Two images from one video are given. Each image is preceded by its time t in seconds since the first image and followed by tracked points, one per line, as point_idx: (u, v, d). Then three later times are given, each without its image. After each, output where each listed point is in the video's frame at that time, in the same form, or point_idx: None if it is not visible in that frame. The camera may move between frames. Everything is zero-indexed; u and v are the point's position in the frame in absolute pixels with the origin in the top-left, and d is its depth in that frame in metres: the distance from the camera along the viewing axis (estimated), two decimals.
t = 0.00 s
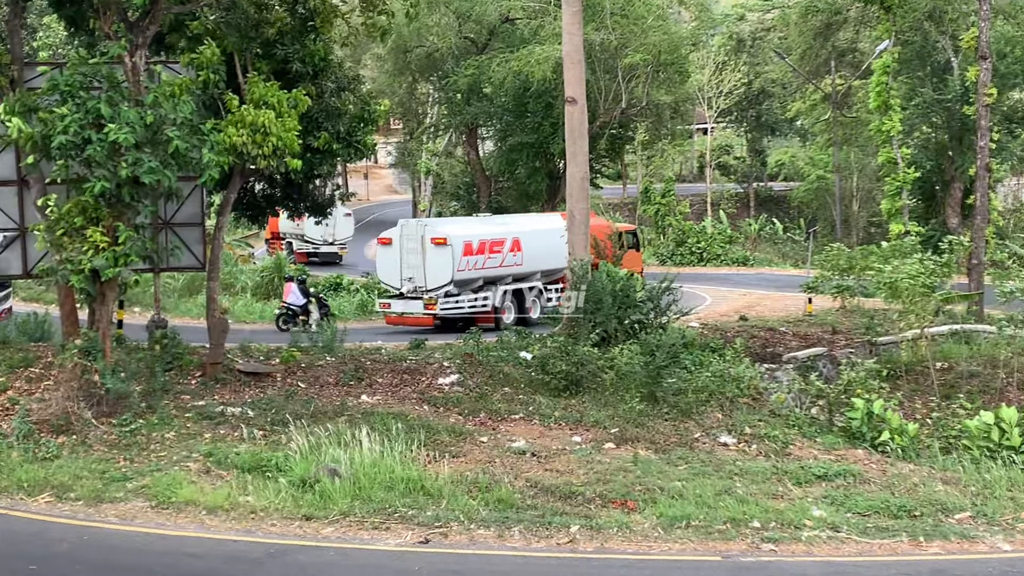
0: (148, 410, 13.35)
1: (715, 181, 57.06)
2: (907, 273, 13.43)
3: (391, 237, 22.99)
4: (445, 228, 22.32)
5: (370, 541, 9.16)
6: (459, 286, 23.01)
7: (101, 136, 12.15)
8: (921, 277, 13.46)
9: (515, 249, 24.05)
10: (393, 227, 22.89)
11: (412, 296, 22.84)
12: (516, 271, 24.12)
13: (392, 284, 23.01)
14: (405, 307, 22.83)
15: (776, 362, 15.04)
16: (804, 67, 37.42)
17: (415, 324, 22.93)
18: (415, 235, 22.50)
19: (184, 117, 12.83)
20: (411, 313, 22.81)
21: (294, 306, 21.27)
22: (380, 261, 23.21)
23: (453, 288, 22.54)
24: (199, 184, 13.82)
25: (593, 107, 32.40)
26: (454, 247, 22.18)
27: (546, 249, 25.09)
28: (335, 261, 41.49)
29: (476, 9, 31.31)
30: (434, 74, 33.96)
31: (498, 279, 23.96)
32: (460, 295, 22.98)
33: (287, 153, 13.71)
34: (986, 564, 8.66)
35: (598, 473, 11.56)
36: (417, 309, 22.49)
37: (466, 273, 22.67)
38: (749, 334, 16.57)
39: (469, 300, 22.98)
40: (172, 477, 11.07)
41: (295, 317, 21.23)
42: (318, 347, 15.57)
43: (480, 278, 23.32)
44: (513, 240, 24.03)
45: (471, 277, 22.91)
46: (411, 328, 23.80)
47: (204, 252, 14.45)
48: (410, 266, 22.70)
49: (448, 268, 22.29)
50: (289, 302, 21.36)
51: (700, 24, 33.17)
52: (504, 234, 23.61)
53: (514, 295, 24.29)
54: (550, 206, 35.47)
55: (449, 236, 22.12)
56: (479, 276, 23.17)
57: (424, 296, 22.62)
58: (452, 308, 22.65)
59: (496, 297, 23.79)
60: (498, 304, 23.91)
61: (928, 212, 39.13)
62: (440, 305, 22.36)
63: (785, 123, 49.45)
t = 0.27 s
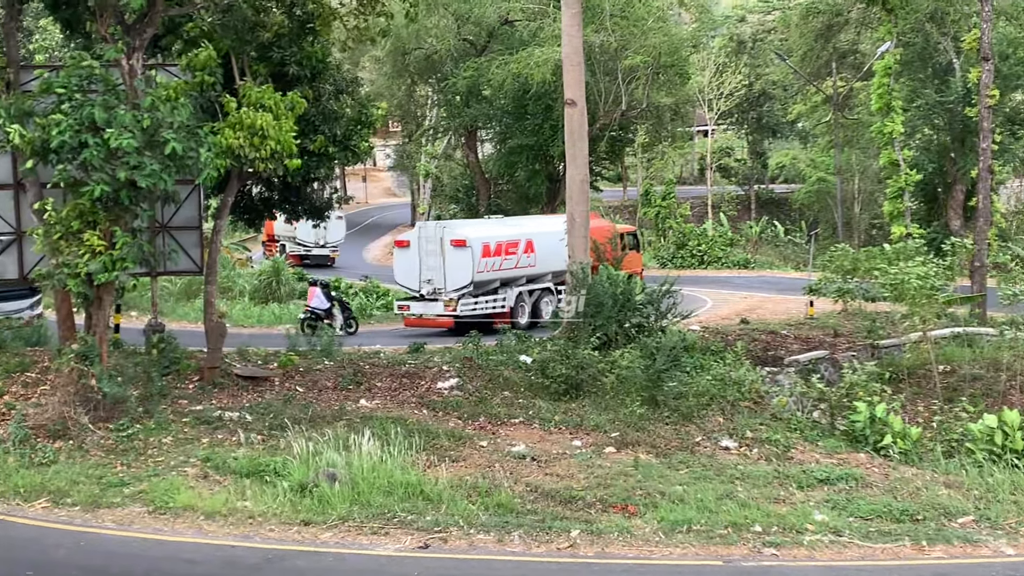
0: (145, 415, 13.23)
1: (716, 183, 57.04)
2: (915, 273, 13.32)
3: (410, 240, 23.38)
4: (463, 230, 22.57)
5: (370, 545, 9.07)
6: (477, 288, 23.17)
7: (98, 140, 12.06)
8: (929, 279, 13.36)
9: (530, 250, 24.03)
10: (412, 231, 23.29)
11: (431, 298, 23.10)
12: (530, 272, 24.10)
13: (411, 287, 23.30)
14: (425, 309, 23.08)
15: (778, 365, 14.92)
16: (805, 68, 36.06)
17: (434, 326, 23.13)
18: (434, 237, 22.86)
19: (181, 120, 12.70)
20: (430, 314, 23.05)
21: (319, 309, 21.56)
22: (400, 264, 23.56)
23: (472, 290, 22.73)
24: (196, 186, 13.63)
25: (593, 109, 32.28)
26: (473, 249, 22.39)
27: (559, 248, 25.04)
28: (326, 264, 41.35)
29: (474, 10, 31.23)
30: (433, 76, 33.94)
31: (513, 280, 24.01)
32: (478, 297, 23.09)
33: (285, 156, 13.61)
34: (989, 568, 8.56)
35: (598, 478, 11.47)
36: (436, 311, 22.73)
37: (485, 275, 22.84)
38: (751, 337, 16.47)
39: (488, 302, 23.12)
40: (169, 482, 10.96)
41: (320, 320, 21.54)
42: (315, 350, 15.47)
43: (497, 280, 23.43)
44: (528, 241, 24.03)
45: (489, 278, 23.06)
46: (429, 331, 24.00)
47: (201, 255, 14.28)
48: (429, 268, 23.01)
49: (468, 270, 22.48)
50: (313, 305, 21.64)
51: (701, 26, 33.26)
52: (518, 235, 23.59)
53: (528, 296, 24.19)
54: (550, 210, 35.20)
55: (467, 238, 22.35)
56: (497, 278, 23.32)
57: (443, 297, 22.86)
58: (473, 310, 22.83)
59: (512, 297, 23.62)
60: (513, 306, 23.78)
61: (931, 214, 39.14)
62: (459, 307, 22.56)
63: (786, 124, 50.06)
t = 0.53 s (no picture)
0: (126, 426, 12.51)
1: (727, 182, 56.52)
2: (940, 277, 12.67)
3: (423, 242, 22.71)
4: (480, 232, 21.93)
5: (361, 564, 8.40)
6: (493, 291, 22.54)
7: (76, 137, 11.41)
8: (953, 283, 12.73)
9: (544, 251, 23.35)
10: (424, 232, 22.61)
11: (446, 302, 22.43)
12: (545, 275, 23.45)
13: (424, 290, 22.63)
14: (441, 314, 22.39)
15: (791, 375, 14.21)
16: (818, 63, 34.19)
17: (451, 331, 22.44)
18: (449, 239, 22.19)
19: (163, 117, 12.08)
20: (445, 319, 22.38)
21: (336, 316, 21.05)
22: (412, 267, 22.88)
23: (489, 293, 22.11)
24: (180, 184, 13.00)
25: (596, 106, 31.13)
26: (491, 251, 21.76)
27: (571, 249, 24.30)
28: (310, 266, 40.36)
29: (473, 3, 30.63)
30: (428, 71, 33.14)
31: (528, 283, 23.32)
32: (494, 301, 22.47)
33: (273, 154, 12.93)
34: None
35: (603, 493, 10.79)
36: (453, 315, 22.06)
37: (502, 278, 22.21)
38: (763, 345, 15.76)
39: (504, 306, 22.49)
40: (151, 497, 10.26)
41: (336, 327, 21.07)
42: (305, 359, 14.71)
43: (513, 283, 22.77)
44: (541, 243, 23.28)
45: (506, 281, 22.43)
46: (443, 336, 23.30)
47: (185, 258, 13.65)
48: (443, 271, 22.36)
49: (486, 273, 21.84)
50: (329, 312, 21.13)
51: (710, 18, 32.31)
52: (534, 236, 22.92)
53: (543, 299, 23.50)
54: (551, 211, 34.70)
55: (485, 239, 21.72)
56: (513, 281, 22.68)
57: (459, 302, 22.22)
58: (490, 314, 22.24)
59: (527, 302, 22.94)
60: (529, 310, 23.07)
61: (952, 216, 38.90)
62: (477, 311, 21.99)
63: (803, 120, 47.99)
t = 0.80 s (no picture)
0: (90, 447, 11.21)
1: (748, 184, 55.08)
2: (979, 287, 11.66)
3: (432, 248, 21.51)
4: (496, 237, 20.87)
5: None
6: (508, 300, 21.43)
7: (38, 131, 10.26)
8: (994, 294, 11.70)
9: (558, 257, 22.23)
10: (435, 237, 21.41)
11: (459, 312, 21.22)
12: (560, 283, 22.34)
13: (435, 299, 21.43)
14: (455, 325, 21.19)
15: (817, 393, 13.11)
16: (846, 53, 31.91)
17: (465, 343, 21.22)
18: (463, 245, 21.04)
19: (133, 109, 10.99)
20: (460, 330, 21.11)
21: (345, 326, 19.88)
22: (421, 275, 21.65)
23: (506, 302, 21.01)
24: (149, 185, 11.98)
25: (604, 99, 29.52)
26: (508, 257, 20.70)
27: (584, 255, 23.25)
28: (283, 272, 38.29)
29: None
30: (419, 61, 32.01)
31: (542, 291, 22.15)
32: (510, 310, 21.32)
33: (251, 150, 11.84)
34: None
35: (610, 521, 9.59)
36: (469, 326, 20.90)
37: (518, 285, 21.15)
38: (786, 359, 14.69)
39: (521, 316, 21.38)
40: (119, 523, 9.02)
41: (345, 338, 19.90)
42: (286, 374, 13.54)
43: (529, 291, 21.63)
44: (557, 248, 22.20)
45: (522, 289, 21.35)
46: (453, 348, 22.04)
47: (155, 263, 12.54)
48: (456, 279, 21.22)
49: (503, 280, 20.79)
50: (337, 322, 19.95)
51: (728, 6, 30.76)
52: (549, 242, 21.86)
53: (559, 308, 22.35)
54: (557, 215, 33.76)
55: (502, 245, 20.66)
56: (528, 289, 21.57)
57: (474, 311, 21.07)
58: (508, 323, 21.15)
59: (543, 310, 21.78)
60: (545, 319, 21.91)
61: (991, 220, 36.92)
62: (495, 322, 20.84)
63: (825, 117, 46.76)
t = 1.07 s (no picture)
0: (79, 465, 10.76)
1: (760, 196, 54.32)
2: (990, 306, 11.46)
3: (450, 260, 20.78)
4: (517, 249, 20.23)
5: None
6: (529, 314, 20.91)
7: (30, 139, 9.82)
8: (1006, 310, 11.53)
9: (575, 270, 21.82)
10: (453, 250, 20.67)
11: (479, 327, 20.67)
12: (576, 296, 21.97)
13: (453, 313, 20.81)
14: (474, 340, 20.62)
15: (828, 414, 12.82)
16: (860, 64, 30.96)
17: (485, 358, 20.68)
18: (483, 257, 20.37)
19: (127, 117, 10.55)
20: (480, 345, 20.58)
21: (365, 341, 19.53)
22: (437, 288, 20.98)
23: (528, 316, 20.49)
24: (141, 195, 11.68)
25: (613, 108, 28.82)
26: (531, 270, 20.10)
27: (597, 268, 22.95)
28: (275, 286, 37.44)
29: None
30: (422, 69, 31.59)
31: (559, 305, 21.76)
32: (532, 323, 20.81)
33: (247, 160, 11.52)
34: None
35: (614, 544, 9.13)
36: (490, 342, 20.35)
37: (540, 299, 20.61)
38: (797, 379, 14.46)
39: (541, 330, 20.86)
40: (109, 543, 8.56)
41: (365, 353, 19.56)
42: (281, 392, 13.18)
43: (549, 304, 21.14)
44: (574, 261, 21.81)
45: (543, 302, 20.83)
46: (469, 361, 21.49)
47: (149, 277, 12.11)
48: (476, 292, 20.56)
49: (526, 294, 20.20)
50: (357, 337, 19.58)
51: (739, 12, 29.91)
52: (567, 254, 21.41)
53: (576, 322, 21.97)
54: (561, 223, 33.28)
55: (525, 257, 20.04)
56: (548, 302, 21.08)
57: (495, 325, 20.50)
58: (531, 338, 20.63)
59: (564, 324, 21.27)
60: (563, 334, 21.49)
61: (1009, 236, 35.39)
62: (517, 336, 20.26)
63: (841, 129, 45.98)
